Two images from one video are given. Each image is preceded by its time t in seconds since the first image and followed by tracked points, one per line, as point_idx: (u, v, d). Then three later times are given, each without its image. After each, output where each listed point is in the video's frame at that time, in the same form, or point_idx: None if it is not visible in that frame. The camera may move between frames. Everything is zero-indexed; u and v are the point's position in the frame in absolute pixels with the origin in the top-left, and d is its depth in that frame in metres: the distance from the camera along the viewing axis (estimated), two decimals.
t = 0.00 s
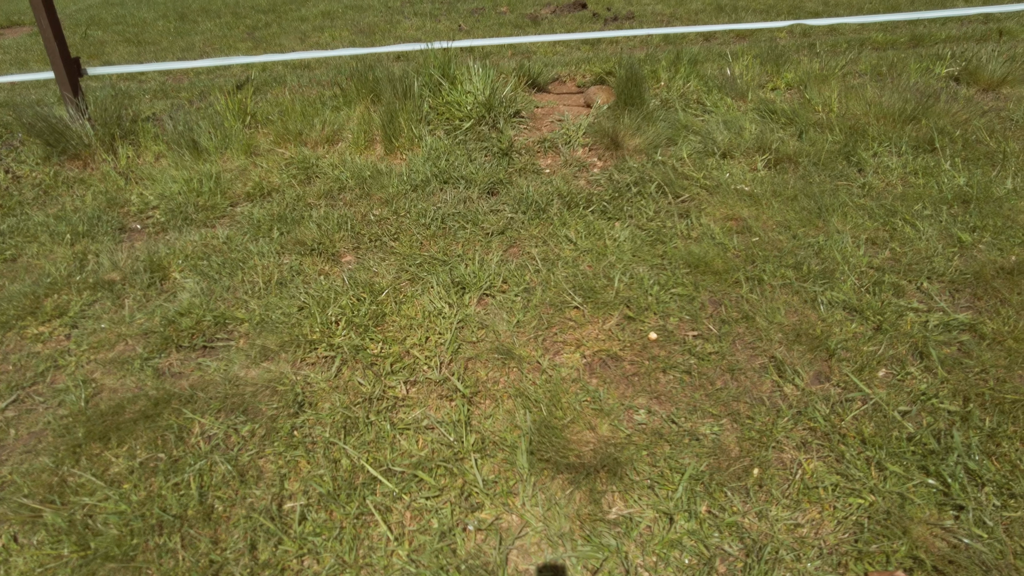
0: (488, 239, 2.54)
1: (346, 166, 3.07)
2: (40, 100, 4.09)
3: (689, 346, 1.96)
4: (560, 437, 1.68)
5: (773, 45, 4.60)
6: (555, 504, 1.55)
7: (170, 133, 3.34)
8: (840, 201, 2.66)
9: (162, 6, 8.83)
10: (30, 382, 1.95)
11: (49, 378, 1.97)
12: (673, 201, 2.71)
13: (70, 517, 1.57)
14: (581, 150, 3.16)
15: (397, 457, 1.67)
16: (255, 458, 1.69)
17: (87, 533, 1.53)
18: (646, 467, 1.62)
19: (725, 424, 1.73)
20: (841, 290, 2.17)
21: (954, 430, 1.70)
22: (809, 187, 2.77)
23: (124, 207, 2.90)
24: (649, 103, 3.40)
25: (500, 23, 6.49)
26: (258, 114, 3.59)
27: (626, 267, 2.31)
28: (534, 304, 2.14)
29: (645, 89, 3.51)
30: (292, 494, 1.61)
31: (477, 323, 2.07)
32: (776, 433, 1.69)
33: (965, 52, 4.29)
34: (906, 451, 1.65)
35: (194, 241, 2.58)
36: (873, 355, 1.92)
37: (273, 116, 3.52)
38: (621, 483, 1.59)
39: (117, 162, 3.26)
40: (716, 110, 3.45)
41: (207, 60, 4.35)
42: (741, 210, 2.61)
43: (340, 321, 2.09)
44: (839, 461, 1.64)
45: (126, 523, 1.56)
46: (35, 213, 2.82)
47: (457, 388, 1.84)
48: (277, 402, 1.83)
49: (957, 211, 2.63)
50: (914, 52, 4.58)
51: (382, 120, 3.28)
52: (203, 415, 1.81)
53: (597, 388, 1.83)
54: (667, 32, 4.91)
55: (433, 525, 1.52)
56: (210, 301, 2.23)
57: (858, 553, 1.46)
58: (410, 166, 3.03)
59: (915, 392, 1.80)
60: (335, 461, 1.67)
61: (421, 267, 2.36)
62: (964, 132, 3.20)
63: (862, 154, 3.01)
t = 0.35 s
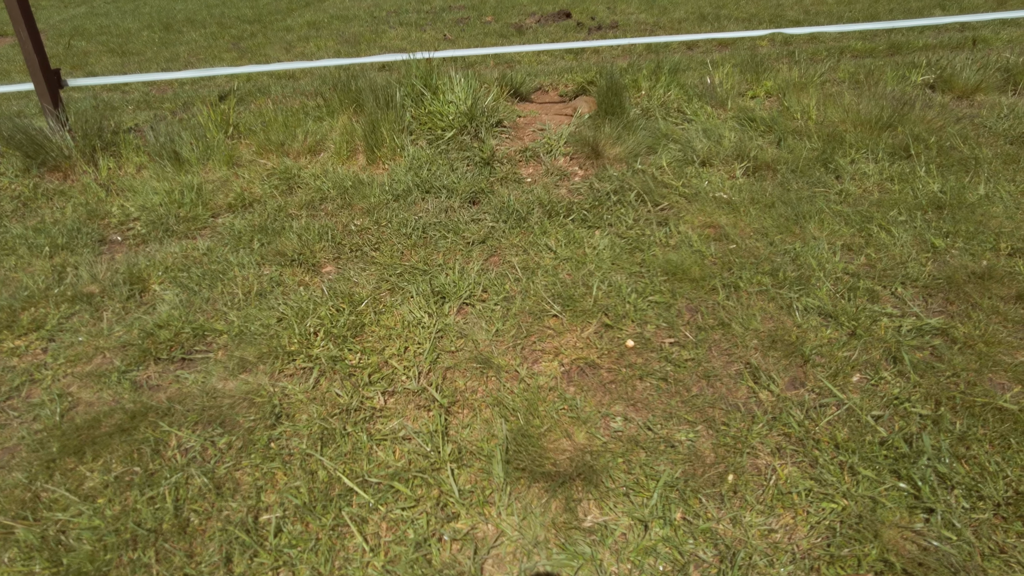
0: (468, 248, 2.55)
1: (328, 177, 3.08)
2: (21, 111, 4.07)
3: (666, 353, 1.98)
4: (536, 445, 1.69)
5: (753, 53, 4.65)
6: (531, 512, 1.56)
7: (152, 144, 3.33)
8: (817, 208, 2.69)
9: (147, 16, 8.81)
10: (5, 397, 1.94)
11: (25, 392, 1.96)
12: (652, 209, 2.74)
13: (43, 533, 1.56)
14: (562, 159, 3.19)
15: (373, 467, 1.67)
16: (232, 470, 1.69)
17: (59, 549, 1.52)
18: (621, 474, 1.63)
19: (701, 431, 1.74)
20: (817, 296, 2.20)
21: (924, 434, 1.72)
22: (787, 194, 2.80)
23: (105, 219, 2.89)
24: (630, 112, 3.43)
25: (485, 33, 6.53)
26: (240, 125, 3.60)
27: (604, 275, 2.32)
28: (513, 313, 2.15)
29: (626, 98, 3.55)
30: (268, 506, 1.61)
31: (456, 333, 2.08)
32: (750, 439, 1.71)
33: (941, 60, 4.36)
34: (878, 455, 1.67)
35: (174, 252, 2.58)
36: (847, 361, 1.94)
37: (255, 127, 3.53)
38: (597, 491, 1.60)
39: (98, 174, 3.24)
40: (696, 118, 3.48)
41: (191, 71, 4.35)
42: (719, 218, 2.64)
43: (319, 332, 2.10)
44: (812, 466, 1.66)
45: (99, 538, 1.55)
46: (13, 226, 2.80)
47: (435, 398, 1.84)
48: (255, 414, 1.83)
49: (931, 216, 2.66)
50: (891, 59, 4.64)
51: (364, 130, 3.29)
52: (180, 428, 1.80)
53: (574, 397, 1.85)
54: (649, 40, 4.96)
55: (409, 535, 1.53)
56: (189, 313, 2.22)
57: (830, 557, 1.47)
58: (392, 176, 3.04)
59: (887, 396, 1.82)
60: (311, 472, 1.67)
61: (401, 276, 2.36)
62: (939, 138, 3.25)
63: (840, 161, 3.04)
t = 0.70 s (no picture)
0: (456, 257, 2.56)
1: (315, 188, 3.09)
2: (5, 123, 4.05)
3: (651, 360, 2.00)
4: (524, 453, 1.70)
5: (736, 63, 4.72)
6: (518, 520, 1.57)
7: (138, 156, 3.33)
8: (800, 215, 2.73)
9: (132, 27, 8.79)
10: None
11: (9, 407, 1.95)
12: (638, 218, 2.77)
13: (28, 548, 1.55)
14: (549, 168, 3.22)
15: (361, 478, 1.68)
16: (219, 482, 1.69)
17: (45, 564, 1.52)
18: (608, 481, 1.65)
19: (686, 437, 1.76)
20: (799, 302, 2.23)
21: (905, 436, 1.75)
22: (769, 201, 2.84)
23: (90, 231, 2.88)
24: (615, 122, 3.47)
25: (472, 43, 6.57)
26: (227, 137, 3.60)
27: (590, 283, 2.35)
28: (500, 322, 2.17)
29: (611, 108, 3.58)
30: (256, 517, 1.61)
31: (443, 342, 2.09)
32: (734, 444, 1.73)
33: (919, 69, 4.44)
34: (859, 458, 1.69)
35: (161, 264, 2.57)
36: (829, 365, 1.97)
37: (242, 139, 3.53)
38: (584, 497, 1.61)
39: (83, 186, 3.23)
40: (680, 127, 3.53)
41: (177, 83, 4.34)
42: (703, 226, 2.68)
43: (306, 342, 2.10)
44: (796, 469, 1.68)
45: (85, 553, 1.54)
46: None
47: (422, 407, 1.85)
48: (242, 426, 1.83)
49: (910, 222, 2.71)
50: (871, 68, 4.73)
51: (351, 141, 3.31)
52: (167, 441, 1.80)
53: (561, 404, 1.86)
54: (634, 50, 5.01)
55: (397, 545, 1.53)
56: (176, 325, 2.22)
57: (813, 559, 1.49)
58: (379, 187, 3.05)
59: (869, 400, 1.85)
60: (299, 483, 1.68)
61: (389, 286, 2.37)
62: (917, 146, 3.32)
63: (821, 169, 3.09)
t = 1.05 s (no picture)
0: (442, 265, 2.57)
1: (301, 197, 3.09)
2: None
3: (635, 366, 2.02)
4: (508, 461, 1.71)
5: (721, 70, 4.77)
6: (502, 528, 1.58)
7: (123, 167, 3.32)
8: (783, 221, 2.76)
9: (119, 36, 8.76)
10: None
11: None
12: (623, 225, 2.79)
13: (8, 563, 1.54)
14: (535, 176, 3.24)
15: (346, 488, 1.68)
16: (203, 493, 1.68)
17: None
18: (592, 487, 1.66)
19: (669, 442, 1.78)
20: (782, 308, 2.25)
21: (885, 440, 1.78)
22: (753, 208, 2.87)
23: (75, 242, 2.86)
24: (600, 130, 3.50)
25: (460, 52, 6.60)
26: (214, 147, 3.59)
27: (575, 290, 2.36)
28: (486, 330, 2.18)
29: (596, 116, 3.61)
30: (240, 528, 1.61)
31: (429, 351, 2.10)
32: (718, 450, 1.75)
33: (900, 77, 4.51)
34: (841, 462, 1.71)
35: (146, 275, 2.56)
36: (811, 370, 1.99)
37: (229, 148, 3.53)
38: (568, 504, 1.62)
39: (68, 196, 3.21)
40: (665, 135, 3.56)
41: (163, 92, 4.34)
42: (687, 233, 2.70)
43: (291, 352, 2.10)
44: (778, 474, 1.69)
45: (67, 566, 1.53)
46: None
47: (407, 416, 1.86)
48: (226, 436, 1.82)
49: (891, 228, 2.75)
50: (853, 76, 4.79)
51: (338, 150, 3.31)
52: (150, 452, 1.79)
53: (546, 412, 1.87)
54: (620, 59, 5.06)
55: (382, 554, 1.54)
56: (160, 336, 2.21)
57: (795, 563, 1.51)
58: (365, 196, 3.06)
59: (850, 404, 1.87)
60: (284, 493, 1.68)
61: (375, 295, 2.38)
62: (898, 152, 3.36)
63: (804, 175, 3.13)
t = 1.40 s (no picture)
0: (432, 269, 2.57)
1: (291, 202, 3.08)
2: None
3: (625, 367, 2.02)
4: (499, 464, 1.71)
5: (709, 74, 4.80)
6: (493, 530, 1.57)
7: (111, 173, 3.30)
8: (771, 223, 2.77)
9: (106, 43, 8.72)
10: None
11: None
12: (612, 227, 2.80)
13: None
14: (525, 180, 3.25)
15: (336, 492, 1.67)
16: (192, 499, 1.67)
17: None
18: (583, 489, 1.65)
19: (660, 443, 1.78)
20: (771, 308, 2.26)
21: (874, 438, 1.78)
22: (741, 210, 2.89)
23: (62, 248, 2.84)
24: (590, 134, 3.51)
25: (449, 57, 6.62)
26: (202, 153, 3.58)
27: (566, 293, 2.37)
28: (477, 333, 2.18)
29: (586, 120, 3.63)
30: (229, 534, 1.59)
31: (419, 354, 2.09)
32: (708, 450, 1.75)
33: (885, 80, 4.56)
34: (831, 461, 1.72)
35: (134, 281, 2.54)
36: (801, 370, 1.99)
37: (217, 154, 3.52)
38: (559, 506, 1.62)
39: (55, 203, 3.19)
40: (654, 139, 3.58)
41: (151, 98, 4.32)
42: (676, 235, 2.72)
43: (281, 357, 2.09)
44: (768, 474, 1.70)
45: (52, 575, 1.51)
46: None
47: (397, 420, 1.85)
48: (216, 441, 1.81)
49: (879, 229, 2.77)
50: (840, 79, 4.84)
51: (327, 155, 3.31)
52: (138, 458, 1.77)
53: (536, 414, 1.87)
54: (609, 63, 5.08)
55: (372, 558, 1.53)
56: (149, 342, 2.20)
57: (786, 562, 1.51)
58: (355, 200, 3.05)
59: (839, 404, 1.88)
60: (273, 498, 1.66)
61: (365, 299, 2.37)
62: (885, 154, 3.39)
63: (792, 177, 3.15)
